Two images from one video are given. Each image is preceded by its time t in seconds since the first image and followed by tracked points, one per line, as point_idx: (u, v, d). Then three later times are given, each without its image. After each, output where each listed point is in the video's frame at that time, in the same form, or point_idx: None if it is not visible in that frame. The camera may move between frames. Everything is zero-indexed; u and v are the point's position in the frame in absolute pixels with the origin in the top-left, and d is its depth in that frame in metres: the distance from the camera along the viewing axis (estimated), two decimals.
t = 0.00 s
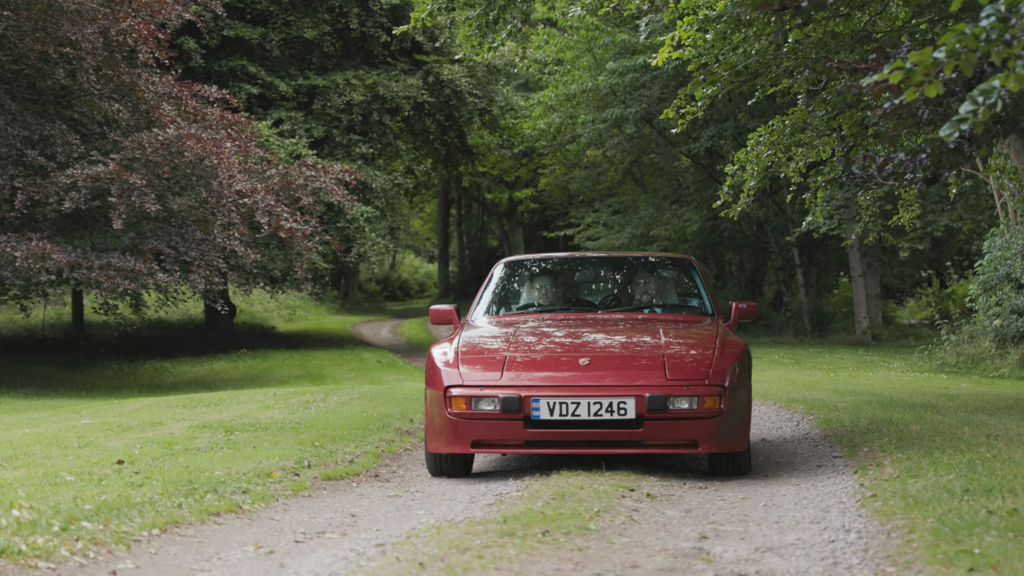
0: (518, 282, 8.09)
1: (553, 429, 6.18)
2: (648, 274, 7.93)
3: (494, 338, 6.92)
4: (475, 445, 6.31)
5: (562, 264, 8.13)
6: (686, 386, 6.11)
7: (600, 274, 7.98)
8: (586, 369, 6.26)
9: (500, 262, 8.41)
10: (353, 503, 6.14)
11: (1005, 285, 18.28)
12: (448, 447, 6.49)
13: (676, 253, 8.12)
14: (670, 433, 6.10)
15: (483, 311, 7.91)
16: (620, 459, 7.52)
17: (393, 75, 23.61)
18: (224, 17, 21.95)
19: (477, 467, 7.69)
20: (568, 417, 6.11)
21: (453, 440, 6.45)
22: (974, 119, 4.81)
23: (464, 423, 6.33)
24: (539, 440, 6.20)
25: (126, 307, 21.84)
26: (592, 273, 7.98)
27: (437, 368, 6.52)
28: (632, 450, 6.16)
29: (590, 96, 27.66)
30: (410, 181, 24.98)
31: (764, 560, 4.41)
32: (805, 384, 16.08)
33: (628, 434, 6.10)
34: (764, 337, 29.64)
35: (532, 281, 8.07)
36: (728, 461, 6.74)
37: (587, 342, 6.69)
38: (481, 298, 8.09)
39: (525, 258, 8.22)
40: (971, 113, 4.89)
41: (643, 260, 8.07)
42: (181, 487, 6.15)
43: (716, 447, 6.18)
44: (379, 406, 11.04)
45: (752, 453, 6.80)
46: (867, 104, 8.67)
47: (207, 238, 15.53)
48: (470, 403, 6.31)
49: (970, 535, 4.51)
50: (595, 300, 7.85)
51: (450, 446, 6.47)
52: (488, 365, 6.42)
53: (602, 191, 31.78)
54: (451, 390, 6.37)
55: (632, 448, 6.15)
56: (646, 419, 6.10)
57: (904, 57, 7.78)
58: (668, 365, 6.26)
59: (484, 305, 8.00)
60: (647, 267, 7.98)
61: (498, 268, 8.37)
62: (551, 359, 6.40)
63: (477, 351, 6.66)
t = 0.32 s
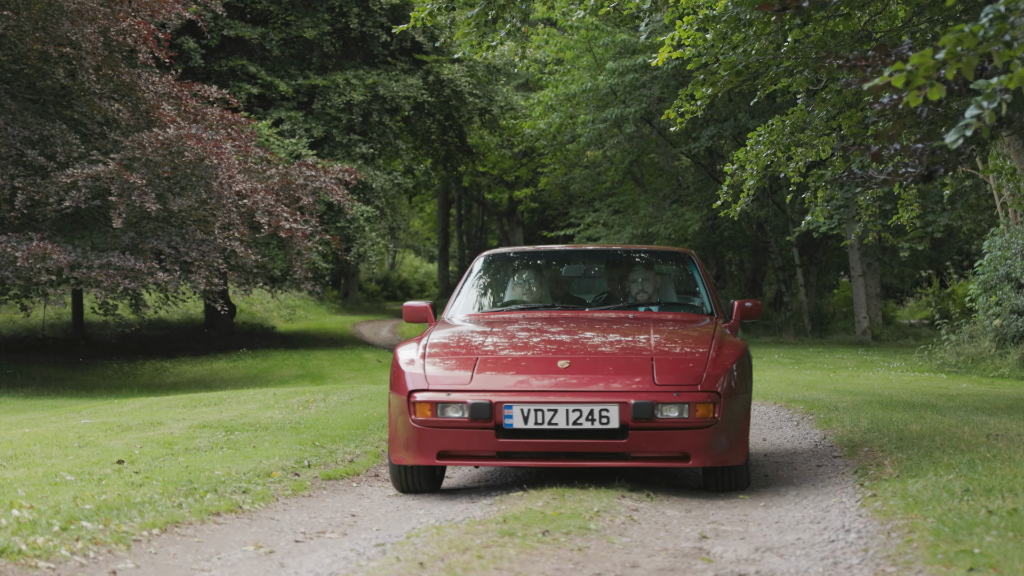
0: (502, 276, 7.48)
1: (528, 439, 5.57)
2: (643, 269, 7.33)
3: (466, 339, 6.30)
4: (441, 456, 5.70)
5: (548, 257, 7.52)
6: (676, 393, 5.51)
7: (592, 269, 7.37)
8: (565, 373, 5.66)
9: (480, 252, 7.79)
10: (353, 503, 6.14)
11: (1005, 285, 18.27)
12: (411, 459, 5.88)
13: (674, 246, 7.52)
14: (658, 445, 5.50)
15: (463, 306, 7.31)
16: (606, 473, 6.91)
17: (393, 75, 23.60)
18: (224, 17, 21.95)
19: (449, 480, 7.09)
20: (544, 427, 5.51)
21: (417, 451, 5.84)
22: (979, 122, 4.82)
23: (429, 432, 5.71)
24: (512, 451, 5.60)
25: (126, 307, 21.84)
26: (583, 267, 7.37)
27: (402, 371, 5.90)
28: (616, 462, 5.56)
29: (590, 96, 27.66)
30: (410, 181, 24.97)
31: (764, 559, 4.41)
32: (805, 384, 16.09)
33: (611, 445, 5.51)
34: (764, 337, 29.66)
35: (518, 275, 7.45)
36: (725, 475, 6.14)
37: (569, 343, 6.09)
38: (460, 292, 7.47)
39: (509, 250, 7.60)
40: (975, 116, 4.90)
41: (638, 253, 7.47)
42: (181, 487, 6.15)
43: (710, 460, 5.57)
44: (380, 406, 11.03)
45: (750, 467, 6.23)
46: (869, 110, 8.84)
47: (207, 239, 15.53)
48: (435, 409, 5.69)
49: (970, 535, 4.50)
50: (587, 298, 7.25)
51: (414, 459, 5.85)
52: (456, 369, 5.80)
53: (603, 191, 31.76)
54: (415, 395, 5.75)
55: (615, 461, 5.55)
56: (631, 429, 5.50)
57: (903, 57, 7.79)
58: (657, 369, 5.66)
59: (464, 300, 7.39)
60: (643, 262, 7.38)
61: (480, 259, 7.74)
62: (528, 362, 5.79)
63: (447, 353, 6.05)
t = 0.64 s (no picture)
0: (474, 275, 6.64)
1: (490, 455, 4.82)
2: (631, 266, 6.48)
3: (426, 340, 5.56)
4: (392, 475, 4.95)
5: (527, 253, 6.67)
6: (657, 401, 4.75)
7: (573, 266, 6.50)
8: (531, 377, 4.91)
9: (453, 249, 6.97)
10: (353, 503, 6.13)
11: (1005, 285, 18.27)
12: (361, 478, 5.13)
13: (664, 241, 6.68)
14: (638, 461, 4.75)
15: (432, 307, 6.47)
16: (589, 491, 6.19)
17: (393, 75, 23.59)
18: (224, 17, 21.97)
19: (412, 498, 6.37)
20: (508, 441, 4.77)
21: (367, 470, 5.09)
22: (974, 121, 4.84)
23: (378, 447, 4.96)
24: (472, 469, 4.86)
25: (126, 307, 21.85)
26: (564, 264, 6.53)
27: (349, 378, 5.15)
28: (589, 481, 4.80)
29: (590, 96, 27.69)
30: (410, 181, 24.98)
31: (764, 559, 4.41)
32: (805, 384, 16.10)
33: (584, 461, 4.76)
34: (764, 337, 29.69)
35: (492, 274, 6.60)
36: (718, 495, 5.44)
37: (539, 344, 5.33)
38: (429, 291, 6.63)
39: (483, 247, 6.79)
40: (972, 116, 4.91)
41: (624, 248, 6.62)
42: (181, 487, 6.15)
43: (696, 478, 4.81)
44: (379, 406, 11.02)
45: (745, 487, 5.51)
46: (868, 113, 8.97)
47: (207, 239, 15.54)
48: (386, 422, 4.95)
49: (970, 535, 4.50)
50: (567, 298, 6.38)
51: (364, 478, 5.10)
52: (409, 375, 5.05)
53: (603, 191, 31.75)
54: (363, 406, 5.00)
55: (589, 479, 4.80)
56: (605, 442, 4.76)
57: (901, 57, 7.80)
58: (636, 373, 4.91)
59: (431, 302, 6.54)
60: (631, 259, 6.52)
61: (451, 256, 6.92)
62: (490, 367, 5.03)
63: (402, 356, 5.29)
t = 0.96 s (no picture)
0: (439, 268, 5.74)
1: (437, 470, 4.15)
2: (615, 258, 5.57)
3: (374, 338, 4.86)
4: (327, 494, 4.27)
5: (497, 242, 5.80)
6: (629, 408, 4.07)
7: (548, 258, 5.61)
8: (485, 378, 4.23)
9: (418, 239, 6.09)
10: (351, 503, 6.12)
11: (1005, 284, 18.27)
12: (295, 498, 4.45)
13: (652, 231, 5.79)
14: (608, 476, 4.08)
15: (390, 303, 5.59)
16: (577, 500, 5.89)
17: (393, 75, 23.55)
18: (224, 17, 21.97)
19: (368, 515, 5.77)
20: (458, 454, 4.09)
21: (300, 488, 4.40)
22: (973, 119, 4.86)
23: (312, 462, 4.26)
24: (417, 486, 4.19)
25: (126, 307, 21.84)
26: (539, 255, 5.63)
27: (280, 383, 4.46)
28: (552, 499, 4.13)
29: (590, 96, 27.71)
30: (410, 181, 24.97)
31: (764, 560, 4.41)
32: (805, 384, 16.10)
33: (545, 476, 4.09)
34: (764, 337, 29.71)
35: (458, 266, 5.71)
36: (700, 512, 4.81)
37: (500, 341, 4.63)
38: (387, 286, 5.75)
39: (451, 237, 5.91)
40: (970, 113, 4.93)
41: (608, 236, 5.72)
42: (181, 487, 6.15)
43: (675, 494, 4.12)
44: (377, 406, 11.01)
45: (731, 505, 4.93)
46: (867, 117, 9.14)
47: (208, 240, 15.54)
48: (319, 434, 4.25)
49: (970, 535, 4.50)
50: (541, 294, 5.47)
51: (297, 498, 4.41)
52: (346, 378, 4.36)
53: (603, 191, 31.71)
54: (293, 414, 4.31)
55: (551, 497, 4.14)
56: (569, 454, 4.08)
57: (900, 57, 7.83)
58: (607, 374, 4.22)
59: (388, 298, 5.65)
60: (615, 250, 5.61)
61: (415, 247, 6.03)
62: (440, 367, 4.34)
63: (343, 356, 4.59)
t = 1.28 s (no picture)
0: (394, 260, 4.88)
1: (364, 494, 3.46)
2: (591, 253, 4.71)
3: (307, 334, 4.15)
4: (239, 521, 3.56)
5: (461, 234, 4.94)
6: (588, 426, 3.39)
7: (516, 250, 4.75)
8: (421, 387, 3.53)
9: (375, 228, 5.24)
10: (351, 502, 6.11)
11: (1005, 284, 18.27)
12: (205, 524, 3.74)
13: (634, 222, 4.96)
14: (566, 505, 3.39)
15: (336, 300, 4.73)
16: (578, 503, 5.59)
17: (393, 75, 23.50)
18: (224, 17, 21.99)
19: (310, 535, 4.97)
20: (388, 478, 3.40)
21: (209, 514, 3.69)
22: (972, 115, 4.83)
23: (223, 482, 3.56)
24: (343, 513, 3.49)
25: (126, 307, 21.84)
26: (506, 248, 4.77)
27: (193, 389, 3.75)
28: (497, 529, 3.44)
29: (590, 96, 27.74)
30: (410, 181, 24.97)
31: (765, 560, 4.41)
32: (805, 384, 16.10)
33: (489, 504, 3.40)
34: (764, 337, 29.71)
35: (416, 259, 4.84)
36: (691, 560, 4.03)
37: (448, 341, 3.93)
38: (334, 280, 4.90)
39: (411, 226, 5.05)
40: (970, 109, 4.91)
41: (585, 228, 4.88)
42: (182, 487, 6.15)
43: (642, 526, 3.44)
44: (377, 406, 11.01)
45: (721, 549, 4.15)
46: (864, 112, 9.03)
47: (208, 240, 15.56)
48: (232, 450, 3.54)
49: (970, 535, 4.50)
50: (506, 291, 4.59)
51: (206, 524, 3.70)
52: (265, 384, 3.66)
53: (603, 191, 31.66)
54: (204, 425, 3.60)
55: (497, 527, 3.44)
56: (518, 478, 3.39)
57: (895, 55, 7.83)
58: (564, 383, 3.52)
59: (334, 295, 4.79)
60: (591, 242, 4.76)
61: (370, 237, 5.17)
62: (376, 371, 3.65)
63: (265, 356, 3.89)
